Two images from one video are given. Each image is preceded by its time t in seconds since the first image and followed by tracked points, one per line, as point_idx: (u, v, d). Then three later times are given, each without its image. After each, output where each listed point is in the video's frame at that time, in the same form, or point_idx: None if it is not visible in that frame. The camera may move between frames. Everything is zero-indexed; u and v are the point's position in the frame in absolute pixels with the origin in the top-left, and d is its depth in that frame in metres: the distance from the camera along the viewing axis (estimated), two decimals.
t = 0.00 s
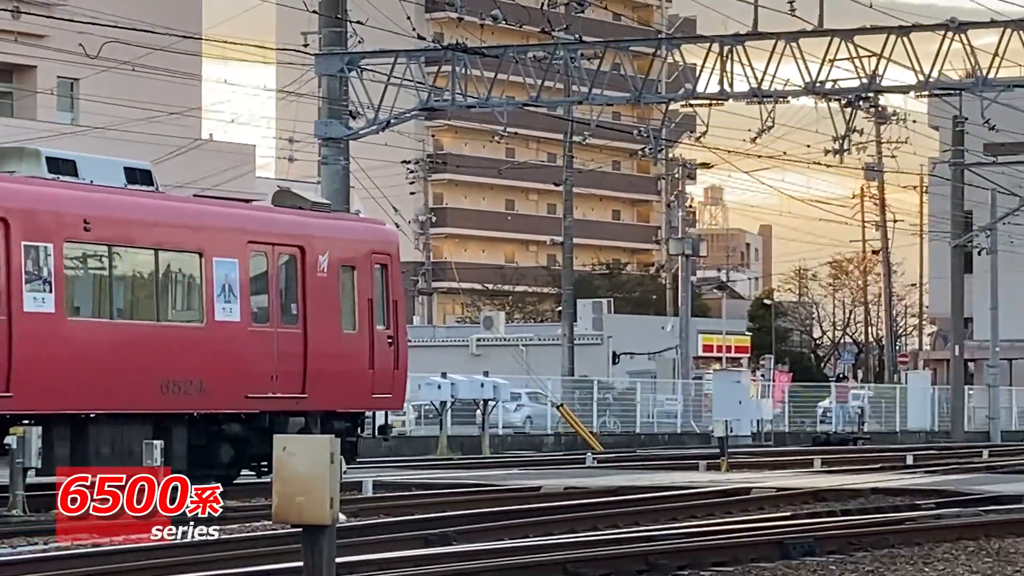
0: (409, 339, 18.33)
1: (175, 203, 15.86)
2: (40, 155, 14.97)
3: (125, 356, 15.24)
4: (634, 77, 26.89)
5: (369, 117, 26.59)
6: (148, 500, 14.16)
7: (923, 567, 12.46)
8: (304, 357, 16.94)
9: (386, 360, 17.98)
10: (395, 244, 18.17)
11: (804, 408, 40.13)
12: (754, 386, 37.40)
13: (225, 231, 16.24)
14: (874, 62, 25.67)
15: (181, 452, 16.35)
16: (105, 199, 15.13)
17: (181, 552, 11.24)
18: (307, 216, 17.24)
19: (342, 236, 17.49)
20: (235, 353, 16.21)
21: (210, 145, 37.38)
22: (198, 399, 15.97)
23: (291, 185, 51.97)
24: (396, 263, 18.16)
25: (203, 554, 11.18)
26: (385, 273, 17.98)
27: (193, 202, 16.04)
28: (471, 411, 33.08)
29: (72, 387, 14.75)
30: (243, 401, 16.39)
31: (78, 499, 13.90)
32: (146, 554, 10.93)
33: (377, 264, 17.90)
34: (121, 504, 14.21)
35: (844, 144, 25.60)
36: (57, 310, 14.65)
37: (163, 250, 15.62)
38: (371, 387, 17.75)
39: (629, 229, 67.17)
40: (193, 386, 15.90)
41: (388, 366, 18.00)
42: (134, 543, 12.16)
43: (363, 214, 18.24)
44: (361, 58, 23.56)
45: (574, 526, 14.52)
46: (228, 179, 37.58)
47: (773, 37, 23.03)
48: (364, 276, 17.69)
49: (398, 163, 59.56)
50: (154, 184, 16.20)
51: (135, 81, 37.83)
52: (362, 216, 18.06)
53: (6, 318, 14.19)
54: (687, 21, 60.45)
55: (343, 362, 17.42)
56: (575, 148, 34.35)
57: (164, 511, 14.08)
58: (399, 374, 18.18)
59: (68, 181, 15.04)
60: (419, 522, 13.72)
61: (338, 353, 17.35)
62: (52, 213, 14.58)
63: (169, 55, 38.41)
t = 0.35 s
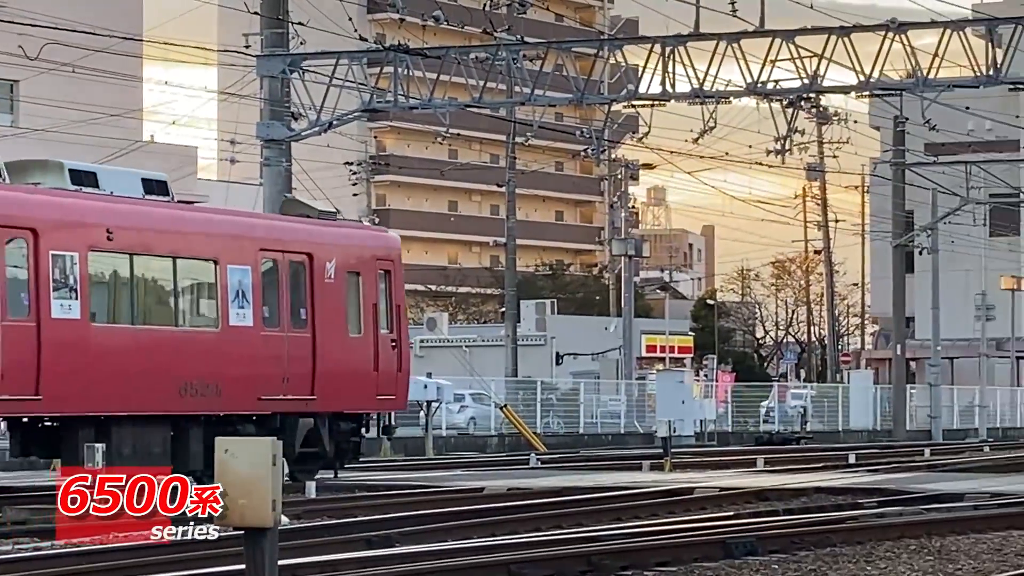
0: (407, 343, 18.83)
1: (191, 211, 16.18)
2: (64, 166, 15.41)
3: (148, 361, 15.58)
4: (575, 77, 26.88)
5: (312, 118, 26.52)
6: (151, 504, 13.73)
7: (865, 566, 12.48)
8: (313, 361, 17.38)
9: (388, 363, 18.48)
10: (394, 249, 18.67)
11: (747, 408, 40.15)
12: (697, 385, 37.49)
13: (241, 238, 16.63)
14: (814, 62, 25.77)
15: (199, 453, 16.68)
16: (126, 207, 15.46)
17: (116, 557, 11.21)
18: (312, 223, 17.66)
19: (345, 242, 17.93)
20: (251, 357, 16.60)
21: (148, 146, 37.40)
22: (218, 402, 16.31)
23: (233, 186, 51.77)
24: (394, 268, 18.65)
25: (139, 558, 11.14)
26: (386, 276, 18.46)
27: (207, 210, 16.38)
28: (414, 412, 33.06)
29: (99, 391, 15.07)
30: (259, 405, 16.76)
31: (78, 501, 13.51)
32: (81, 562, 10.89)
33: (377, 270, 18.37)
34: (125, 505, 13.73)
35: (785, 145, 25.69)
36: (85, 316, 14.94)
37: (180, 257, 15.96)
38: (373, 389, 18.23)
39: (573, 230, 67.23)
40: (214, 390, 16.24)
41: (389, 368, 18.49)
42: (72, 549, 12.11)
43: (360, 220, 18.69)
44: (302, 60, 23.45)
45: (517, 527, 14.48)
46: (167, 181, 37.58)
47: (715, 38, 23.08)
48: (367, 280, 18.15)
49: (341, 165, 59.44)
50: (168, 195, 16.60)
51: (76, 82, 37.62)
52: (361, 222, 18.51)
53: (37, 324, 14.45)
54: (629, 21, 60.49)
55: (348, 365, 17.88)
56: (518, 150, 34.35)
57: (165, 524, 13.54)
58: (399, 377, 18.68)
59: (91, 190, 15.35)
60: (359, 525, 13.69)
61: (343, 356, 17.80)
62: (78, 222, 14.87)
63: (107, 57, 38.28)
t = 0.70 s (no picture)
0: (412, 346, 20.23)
1: (207, 220, 17.51)
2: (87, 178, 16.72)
3: (166, 365, 16.96)
4: (522, 77, 26.90)
5: (259, 118, 26.39)
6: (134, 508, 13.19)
7: (811, 565, 12.53)
8: (320, 364, 18.77)
9: (393, 364, 19.88)
10: (401, 256, 20.03)
11: (695, 408, 40.20)
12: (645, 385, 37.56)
13: (257, 248, 17.97)
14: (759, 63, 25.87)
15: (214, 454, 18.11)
16: (145, 219, 16.81)
17: (64, 558, 11.19)
18: (322, 231, 18.99)
19: (353, 249, 19.28)
20: (261, 361, 18.00)
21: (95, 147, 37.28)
22: (229, 403, 17.72)
23: (179, 189, 51.61)
24: (402, 275, 19.99)
25: (87, 561, 11.13)
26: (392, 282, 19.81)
27: (223, 221, 17.71)
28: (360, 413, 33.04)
29: (121, 391, 16.45)
30: (269, 405, 18.17)
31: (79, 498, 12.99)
32: (30, 563, 10.87)
33: (384, 276, 19.74)
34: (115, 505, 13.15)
35: (732, 145, 25.73)
36: (107, 322, 16.29)
37: (197, 266, 17.30)
38: (378, 390, 19.64)
39: (521, 230, 67.25)
40: (226, 393, 17.66)
41: (393, 369, 19.87)
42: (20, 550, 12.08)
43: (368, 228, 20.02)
44: (248, 61, 23.39)
45: (465, 528, 14.48)
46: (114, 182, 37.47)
47: (661, 39, 23.12)
48: (373, 286, 19.52)
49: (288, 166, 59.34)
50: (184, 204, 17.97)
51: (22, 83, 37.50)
52: (370, 231, 19.87)
53: (63, 329, 15.78)
54: (576, 21, 60.50)
55: (355, 368, 19.27)
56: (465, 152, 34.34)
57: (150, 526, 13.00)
58: (403, 377, 20.07)
59: (112, 202, 16.68)
60: (308, 527, 13.67)
61: (350, 359, 19.19)
62: (100, 235, 16.19)
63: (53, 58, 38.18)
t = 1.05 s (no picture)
0: (411, 347, 22.17)
1: (224, 229, 19.41)
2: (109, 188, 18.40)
3: (185, 367, 18.87)
4: (473, 78, 26.89)
5: (208, 119, 26.24)
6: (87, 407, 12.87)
7: (761, 564, 12.57)
8: (328, 364, 20.73)
9: (394, 364, 21.84)
10: (402, 263, 21.94)
11: (645, 408, 40.23)
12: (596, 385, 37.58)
13: (269, 256, 19.88)
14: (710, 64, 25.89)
15: (228, 451, 20.19)
16: (165, 227, 18.64)
17: (14, 560, 11.17)
18: (329, 240, 20.88)
19: (357, 256, 21.18)
20: (273, 364, 19.93)
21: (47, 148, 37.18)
22: (242, 403, 19.65)
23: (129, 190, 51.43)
24: (401, 280, 21.91)
25: (38, 562, 11.11)
26: (394, 286, 21.71)
27: (240, 230, 19.63)
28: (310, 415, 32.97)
29: (143, 392, 18.36)
30: (282, 404, 20.17)
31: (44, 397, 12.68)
32: None
33: (386, 281, 21.64)
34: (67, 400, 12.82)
35: (683, 145, 25.75)
36: (132, 326, 18.17)
37: (215, 273, 19.17)
38: (380, 388, 21.59)
39: (472, 231, 67.21)
40: (240, 394, 19.61)
41: (393, 368, 21.82)
42: None
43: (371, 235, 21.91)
44: (198, 61, 23.34)
45: (416, 529, 14.48)
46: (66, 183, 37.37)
47: (612, 39, 23.14)
48: (376, 290, 21.43)
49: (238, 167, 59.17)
50: (199, 212, 19.77)
51: None
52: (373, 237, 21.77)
53: (91, 333, 17.67)
54: (527, 22, 60.44)
55: (359, 368, 21.23)
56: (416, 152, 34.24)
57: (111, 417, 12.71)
58: (402, 376, 22.02)
59: (134, 212, 18.52)
60: (259, 529, 13.67)
61: (354, 358, 21.14)
62: (126, 245, 18.04)
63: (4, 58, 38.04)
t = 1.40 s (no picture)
0: (417, 349, 22.90)
1: (238, 235, 20.25)
2: (130, 196, 19.51)
3: (204, 369, 19.72)
4: (431, 79, 26.91)
5: (166, 121, 26.21)
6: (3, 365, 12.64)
7: (721, 566, 12.59)
8: (338, 366, 21.49)
9: (401, 366, 22.58)
10: (406, 267, 22.70)
11: (604, 408, 40.28)
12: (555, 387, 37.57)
13: (281, 261, 20.66)
14: (669, 66, 25.92)
15: (244, 450, 21.11)
16: (183, 233, 19.53)
17: None
18: (337, 246, 21.65)
19: (364, 261, 21.94)
20: (285, 365, 20.73)
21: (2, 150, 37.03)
22: (258, 403, 20.47)
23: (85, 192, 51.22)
24: (407, 285, 22.65)
25: None
26: (399, 290, 22.45)
27: (253, 236, 20.43)
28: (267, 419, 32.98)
29: (165, 393, 19.25)
30: (295, 405, 20.97)
31: None
32: None
33: (392, 285, 22.39)
34: None
35: (642, 147, 25.79)
36: (154, 329, 19.09)
37: (230, 277, 20.00)
38: (389, 390, 22.33)
39: (431, 233, 67.14)
40: (257, 394, 20.44)
41: (401, 369, 22.56)
42: None
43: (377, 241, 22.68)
44: (155, 62, 23.27)
45: (374, 531, 14.46)
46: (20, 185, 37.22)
47: (571, 40, 23.15)
48: (383, 294, 22.17)
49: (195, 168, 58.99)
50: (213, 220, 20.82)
51: None
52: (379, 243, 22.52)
53: (116, 334, 18.62)
54: (485, 23, 60.38)
55: (369, 370, 21.98)
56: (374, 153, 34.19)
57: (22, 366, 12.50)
58: (409, 378, 22.76)
59: (153, 219, 19.49)
60: (218, 530, 13.62)
61: (363, 361, 21.88)
62: (147, 251, 18.97)
63: None
